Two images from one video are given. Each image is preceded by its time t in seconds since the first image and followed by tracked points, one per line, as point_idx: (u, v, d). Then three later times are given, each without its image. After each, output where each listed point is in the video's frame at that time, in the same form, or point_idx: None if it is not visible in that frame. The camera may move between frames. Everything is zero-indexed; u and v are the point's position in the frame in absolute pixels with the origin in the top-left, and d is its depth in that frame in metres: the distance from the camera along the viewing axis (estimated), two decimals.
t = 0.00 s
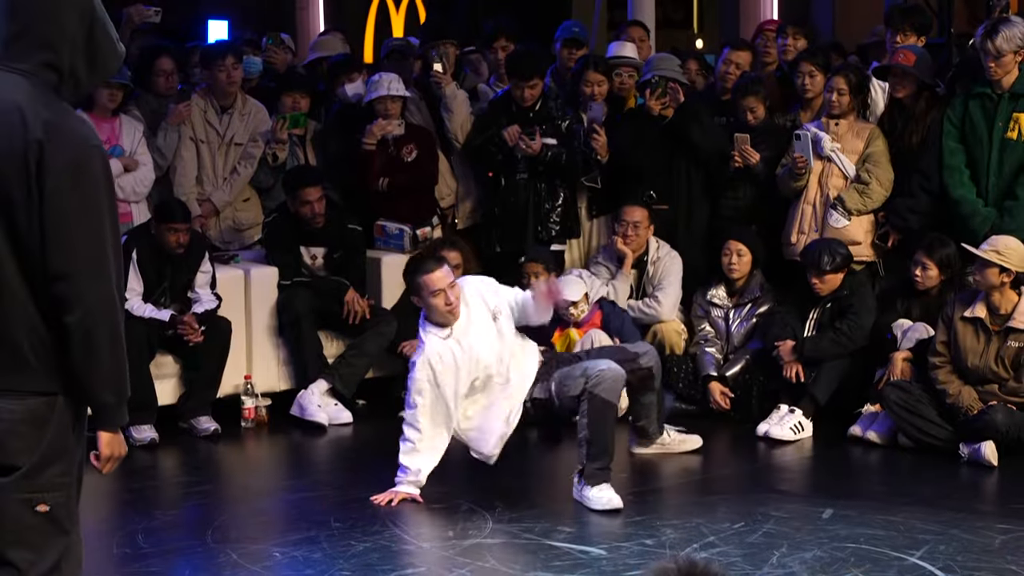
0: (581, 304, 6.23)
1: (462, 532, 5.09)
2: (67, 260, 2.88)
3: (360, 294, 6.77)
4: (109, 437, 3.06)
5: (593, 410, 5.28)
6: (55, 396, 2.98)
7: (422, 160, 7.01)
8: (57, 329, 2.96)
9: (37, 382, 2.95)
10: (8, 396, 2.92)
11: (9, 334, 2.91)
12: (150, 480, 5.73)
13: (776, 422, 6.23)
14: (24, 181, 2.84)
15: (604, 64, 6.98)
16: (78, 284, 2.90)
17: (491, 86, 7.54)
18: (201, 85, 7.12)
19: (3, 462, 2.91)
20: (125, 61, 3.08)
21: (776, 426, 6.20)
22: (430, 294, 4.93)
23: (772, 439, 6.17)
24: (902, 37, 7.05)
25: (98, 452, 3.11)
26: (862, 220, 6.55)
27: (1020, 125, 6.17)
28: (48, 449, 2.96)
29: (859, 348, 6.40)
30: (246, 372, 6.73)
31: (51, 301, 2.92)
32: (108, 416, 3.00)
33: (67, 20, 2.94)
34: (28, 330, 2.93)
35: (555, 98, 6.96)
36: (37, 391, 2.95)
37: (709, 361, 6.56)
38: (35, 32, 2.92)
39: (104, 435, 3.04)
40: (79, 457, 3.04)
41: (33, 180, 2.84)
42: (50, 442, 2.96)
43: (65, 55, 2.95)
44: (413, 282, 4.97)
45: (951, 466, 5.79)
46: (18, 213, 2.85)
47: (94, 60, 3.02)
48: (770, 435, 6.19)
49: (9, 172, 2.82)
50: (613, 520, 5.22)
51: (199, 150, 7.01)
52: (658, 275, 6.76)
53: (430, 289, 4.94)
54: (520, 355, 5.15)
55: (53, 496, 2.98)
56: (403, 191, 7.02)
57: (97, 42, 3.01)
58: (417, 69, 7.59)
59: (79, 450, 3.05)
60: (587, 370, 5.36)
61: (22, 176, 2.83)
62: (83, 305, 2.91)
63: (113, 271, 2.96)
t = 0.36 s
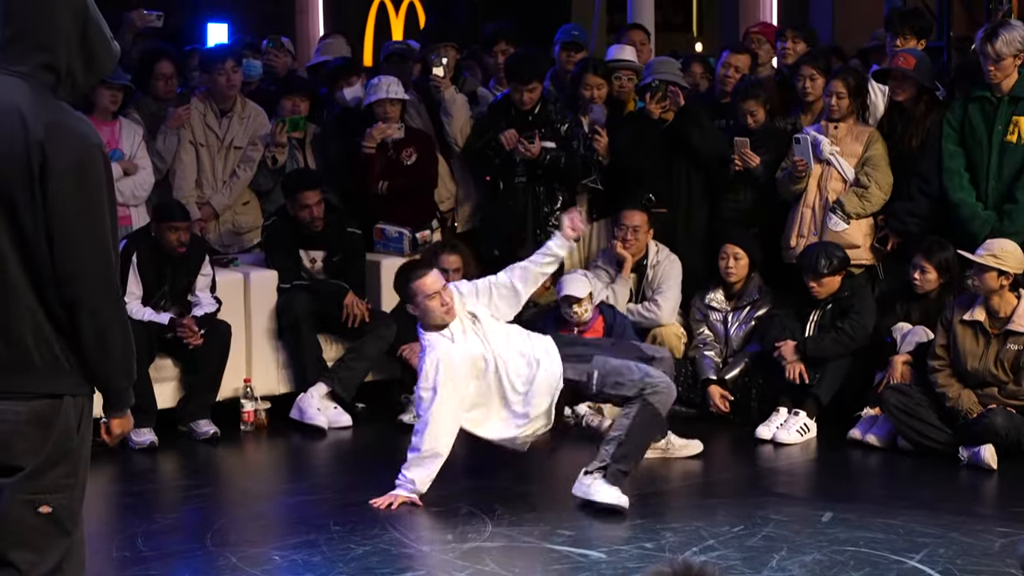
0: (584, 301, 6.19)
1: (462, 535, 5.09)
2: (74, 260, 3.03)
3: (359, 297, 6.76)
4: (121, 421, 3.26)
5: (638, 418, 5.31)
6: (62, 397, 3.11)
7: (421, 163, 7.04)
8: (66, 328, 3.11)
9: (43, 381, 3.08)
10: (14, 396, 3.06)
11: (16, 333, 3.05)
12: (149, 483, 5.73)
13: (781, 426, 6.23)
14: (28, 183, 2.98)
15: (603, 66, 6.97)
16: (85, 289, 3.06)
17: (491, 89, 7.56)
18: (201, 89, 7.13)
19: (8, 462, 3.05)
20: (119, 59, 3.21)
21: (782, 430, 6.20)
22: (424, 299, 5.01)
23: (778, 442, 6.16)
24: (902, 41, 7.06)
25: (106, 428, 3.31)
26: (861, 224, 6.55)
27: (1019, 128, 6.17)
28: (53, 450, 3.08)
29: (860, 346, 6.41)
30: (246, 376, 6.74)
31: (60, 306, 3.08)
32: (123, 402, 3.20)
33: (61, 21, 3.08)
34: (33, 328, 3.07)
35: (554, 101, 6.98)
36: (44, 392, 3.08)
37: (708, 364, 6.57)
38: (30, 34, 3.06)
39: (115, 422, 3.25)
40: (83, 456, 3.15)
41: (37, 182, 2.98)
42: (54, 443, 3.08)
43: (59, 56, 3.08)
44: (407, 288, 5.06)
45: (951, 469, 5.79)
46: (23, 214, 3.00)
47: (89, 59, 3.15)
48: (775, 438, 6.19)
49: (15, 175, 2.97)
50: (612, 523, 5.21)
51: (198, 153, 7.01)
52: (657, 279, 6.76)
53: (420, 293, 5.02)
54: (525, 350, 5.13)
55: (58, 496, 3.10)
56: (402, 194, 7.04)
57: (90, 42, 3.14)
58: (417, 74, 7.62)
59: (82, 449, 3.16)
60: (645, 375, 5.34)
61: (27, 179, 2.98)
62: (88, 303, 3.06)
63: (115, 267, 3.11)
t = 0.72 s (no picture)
0: (585, 302, 6.18)
1: (460, 537, 5.09)
2: (76, 256, 3.05)
3: (358, 300, 6.76)
4: (115, 422, 3.19)
5: (608, 417, 5.39)
6: (65, 392, 3.14)
7: (420, 166, 7.04)
8: (66, 324, 3.12)
9: (47, 378, 3.10)
10: (15, 393, 3.07)
11: (20, 329, 3.07)
12: (148, 485, 5.73)
13: (780, 428, 6.24)
14: (31, 180, 3.00)
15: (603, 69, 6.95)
16: (88, 281, 3.07)
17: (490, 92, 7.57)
18: (200, 92, 7.14)
19: (11, 458, 3.07)
20: (108, 59, 3.21)
21: (780, 433, 6.20)
22: (453, 320, 5.31)
23: (777, 444, 6.17)
24: (901, 44, 7.06)
25: (104, 439, 3.23)
26: (860, 227, 6.55)
27: (1017, 130, 6.19)
28: (54, 445, 3.10)
29: (861, 351, 6.41)
30: (244, 378, 6.73)
31: (61, 299, 3.09)
32: (118, 402, 3.16)
33: (50, 22, 3.08)
34: (36, 323, 3.08)
35: (552, 105, 6.98)
36: (48, 388, 3.10)
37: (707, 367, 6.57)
38: (23, 34, 3.06)
39: (110, 425, 3.18)
40: (84, 451, 3.17)
41: (39, 178, 3.00)
42: (56, 438, 3.10)
43: (52, 55, 3.09)
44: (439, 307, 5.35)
45: (949, 472, 5.79)
46: (26, 210, 3.02)
47: (80, 58, 3.15)
48: (774, 441, 6.20)
49: (17, 171, 2.99)
50: (610, 526, 5.21)
51: (197, 156, 7.02)
52: (655, 282, 6.77)
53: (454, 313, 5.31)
54: (538, 400, 5.42)
55: (60, 492, 3.12)
56: (402, 196, 7.05)
57: (81, 44, 3.14)
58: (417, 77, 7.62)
59: (84, 445, 3.18)
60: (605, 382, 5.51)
61: (29, 176, 2.99)
62: (90, 298, 3.08)
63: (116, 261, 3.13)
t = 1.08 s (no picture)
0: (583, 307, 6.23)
1: (458, 540, 5.09)
2: (72, 250, 3.11)
3: (355, 302, 6.76)
4: (109, 415, 3.29)
5: (641, 393, 4.96)
6: (62, 389, 3.22)
7: (418, 168, 7.03)
8: (64, 318, 3.19)
9: (45, 374, 3.18)
10: (15, 389, 3.16)
11: (17, 327, 3.14)
12: (145, 488, 5.73)
13: (777, 431, 6.23)
14: (27, 178, 3.06)
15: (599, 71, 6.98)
16: (84, 273, 3.13)
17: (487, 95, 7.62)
18: (196, 94, 7.14)
19: (10, 455, 3.16)
20: (93, 57, 3.29)
21: (778, 435, 6.21)
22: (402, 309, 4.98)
23: (774, 446, 6.17)
24: (899, 46, 7.07)
25: (98, 429, 3.35)
26: (857, 229, 6.56)
27: (1015, 132, 6.19)
28: (53, 442, 3.19)
29: (859, 355, 6.40)
30: (242, 381, 6.72)
31: (57, 294, 3.16)
32: (110, 392, 3.25)
33: (35, 21, 3.15)
34: (32, 317, 3.16)
35: (550, 106, 6.99)
36: (44, 384, 3.18)
37: (704, 369, 6.57)
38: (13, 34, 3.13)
39: (104, 417, 3.28)
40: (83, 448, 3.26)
41: (35, 175, 3.06)
42: (54, 436, 3.19)
43: (39, 55, 3.16)
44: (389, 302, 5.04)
45: (947, 474, 5.79)
46: (22, 209, 3.08)
47: (65, 57, 3.22)
48: (771, 442, 6.20)
49: (13, 171, 3.05)
50: (607, 528, 5.21)
51: (194, 158, 7.01)
52: (653, 284, 6.77)
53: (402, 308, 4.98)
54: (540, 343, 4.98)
55: (61, 489, 3.21)
56: (400, 198, 7.05)
57: (65, 42, 3.22)
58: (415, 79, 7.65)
59: (83, 442, 3.27)
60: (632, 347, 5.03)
61: (24, 175, 3.05)
62: (86, 292, 3.14)
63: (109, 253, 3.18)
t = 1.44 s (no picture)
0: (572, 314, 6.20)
1: (446, 542, 5.08)
2: (56, 244, 3.17)
3: (344, 304, 6.75)
4: (104, 403, 3.34)
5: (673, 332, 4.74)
6: (51, 384, 3.25)
7: (407, 170, 7.05)
8: (53, 313, 3.24)
9: (35, 367, 3.22)
10: (4, 386, 3.20)
11: (6, 321, 3.20)
12: (133, 490, 5.72)
13: (766, 432, 6.23)
14: (10, 174, 3.13)
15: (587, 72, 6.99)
16: (71, 265, 3.19)
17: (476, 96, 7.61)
18: (185, 96, 7.14)
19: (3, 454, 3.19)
20: (66, 62, 3.31)
21: (766, 437, 6.20)
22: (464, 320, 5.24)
23: (762, 447, 6.17)
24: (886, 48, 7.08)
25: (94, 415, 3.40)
26: (846, 230, 6.58)
27: (1002, 134, 6.21)
28: (47, 440, 3.22)
29: (847, 356, 6.41)
30: (230, 383, 6.72)
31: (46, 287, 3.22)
32: (103, 381, 3.30)
33: (10, 21, 3.17)
34: (21, 315, 3.22)
35: (539, 108, 6.98)
36: (30, 377, 3.22)
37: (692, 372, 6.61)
38: None
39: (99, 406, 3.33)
40: (78, 444, 3.28)
41: (18, 171, 3.12)
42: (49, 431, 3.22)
43: (16, 55, 3.19)
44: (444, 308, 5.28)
45: (935, 475, 5.79)
46: (8, 207, 3.15)
47: (41, 58, 3.24)
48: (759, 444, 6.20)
49: None
50: (596, 530, 5.21)
51: (183, 160, 7.01)
52: (642, 285, 6.78)
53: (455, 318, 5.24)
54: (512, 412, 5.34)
55: (69, 485, 3.25)
56: (388, 200, 7.05)
57: (40, 45, 3.24)
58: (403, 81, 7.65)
59: (79, 435, 3.29)
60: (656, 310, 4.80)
61: (8, 172, 3.12)
62: (73, 284, 3.20)
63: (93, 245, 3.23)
